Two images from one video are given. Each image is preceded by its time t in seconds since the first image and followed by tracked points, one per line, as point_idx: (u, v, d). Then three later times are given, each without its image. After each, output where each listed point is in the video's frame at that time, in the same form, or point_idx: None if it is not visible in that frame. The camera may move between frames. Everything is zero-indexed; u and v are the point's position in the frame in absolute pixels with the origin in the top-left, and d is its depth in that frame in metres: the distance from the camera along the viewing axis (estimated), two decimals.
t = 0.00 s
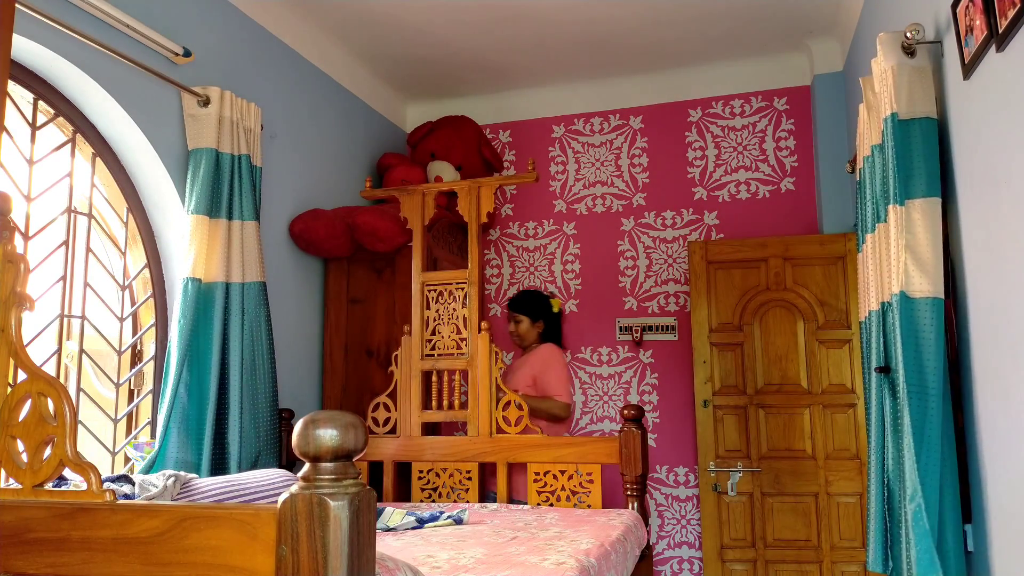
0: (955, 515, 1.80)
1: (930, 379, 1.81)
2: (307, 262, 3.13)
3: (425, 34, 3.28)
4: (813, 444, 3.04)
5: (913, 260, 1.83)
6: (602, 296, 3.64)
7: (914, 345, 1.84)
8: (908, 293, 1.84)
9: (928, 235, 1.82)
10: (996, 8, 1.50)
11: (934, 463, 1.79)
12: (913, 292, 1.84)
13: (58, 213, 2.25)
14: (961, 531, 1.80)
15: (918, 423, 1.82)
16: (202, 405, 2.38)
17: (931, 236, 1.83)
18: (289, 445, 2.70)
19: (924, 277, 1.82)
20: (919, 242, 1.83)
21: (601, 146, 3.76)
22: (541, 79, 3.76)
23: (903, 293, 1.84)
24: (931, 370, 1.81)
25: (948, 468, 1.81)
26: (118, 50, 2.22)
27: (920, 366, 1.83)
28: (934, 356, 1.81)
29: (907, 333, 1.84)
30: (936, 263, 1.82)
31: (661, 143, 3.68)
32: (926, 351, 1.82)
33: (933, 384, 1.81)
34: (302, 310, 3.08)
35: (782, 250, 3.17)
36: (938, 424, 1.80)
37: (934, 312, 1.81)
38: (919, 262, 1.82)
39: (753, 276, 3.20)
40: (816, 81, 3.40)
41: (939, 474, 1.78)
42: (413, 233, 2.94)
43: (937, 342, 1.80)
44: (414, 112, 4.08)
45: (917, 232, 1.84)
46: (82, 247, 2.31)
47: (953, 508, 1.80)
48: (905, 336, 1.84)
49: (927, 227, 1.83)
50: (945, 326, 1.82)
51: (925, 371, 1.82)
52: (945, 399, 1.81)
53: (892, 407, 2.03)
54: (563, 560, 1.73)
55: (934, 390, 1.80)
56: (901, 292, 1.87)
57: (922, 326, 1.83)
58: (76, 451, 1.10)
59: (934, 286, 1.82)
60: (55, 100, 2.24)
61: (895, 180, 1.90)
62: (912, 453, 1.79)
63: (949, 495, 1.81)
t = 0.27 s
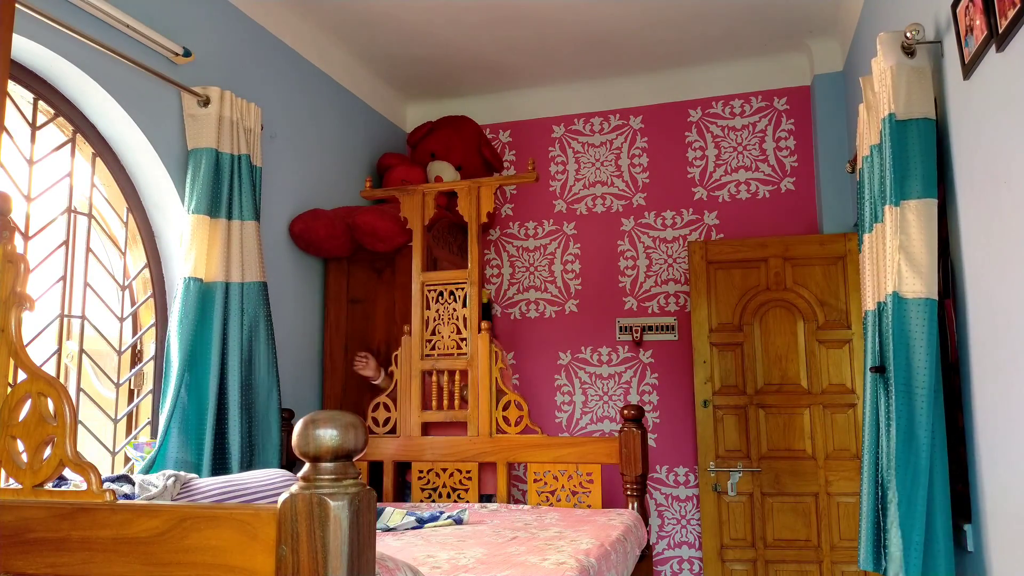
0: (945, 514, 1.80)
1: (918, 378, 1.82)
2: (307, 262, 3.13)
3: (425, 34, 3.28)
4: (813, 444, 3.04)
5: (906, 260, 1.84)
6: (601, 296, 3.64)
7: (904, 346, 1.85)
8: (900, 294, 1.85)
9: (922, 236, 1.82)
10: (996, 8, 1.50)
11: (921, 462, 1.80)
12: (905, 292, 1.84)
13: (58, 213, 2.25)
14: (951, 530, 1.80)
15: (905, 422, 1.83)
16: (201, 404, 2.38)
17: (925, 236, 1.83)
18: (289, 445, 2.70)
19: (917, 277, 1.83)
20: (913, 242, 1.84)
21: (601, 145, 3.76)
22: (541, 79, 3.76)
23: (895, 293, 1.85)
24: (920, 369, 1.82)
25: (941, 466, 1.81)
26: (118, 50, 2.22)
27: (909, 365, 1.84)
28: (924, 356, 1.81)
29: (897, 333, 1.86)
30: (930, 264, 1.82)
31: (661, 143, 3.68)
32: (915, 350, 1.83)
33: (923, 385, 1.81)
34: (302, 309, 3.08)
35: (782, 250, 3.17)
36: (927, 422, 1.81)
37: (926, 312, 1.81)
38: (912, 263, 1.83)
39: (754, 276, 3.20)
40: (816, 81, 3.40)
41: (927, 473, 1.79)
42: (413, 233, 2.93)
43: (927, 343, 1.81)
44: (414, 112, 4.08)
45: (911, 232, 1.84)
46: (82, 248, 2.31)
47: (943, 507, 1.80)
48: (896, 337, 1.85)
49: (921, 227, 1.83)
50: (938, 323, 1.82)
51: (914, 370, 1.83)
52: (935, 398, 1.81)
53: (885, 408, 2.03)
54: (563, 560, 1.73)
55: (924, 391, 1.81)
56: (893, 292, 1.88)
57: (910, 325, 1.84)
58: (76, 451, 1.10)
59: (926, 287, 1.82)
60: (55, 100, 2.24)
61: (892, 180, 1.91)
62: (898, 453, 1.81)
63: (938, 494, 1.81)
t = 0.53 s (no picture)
0: (940, 514, 1.80)
1: (909, 378, 1.82)
2: (307, 262, 3.13)
3: (425, 34, 3.28)
4: (813, 444, 3.04)
5: (900, 261, 1.85)
6: (601, 296, 3.64)
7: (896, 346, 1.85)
8: (893, 293, 1.85)
9: (916, 235, 1.83)
10: (996, 8, 1.50)
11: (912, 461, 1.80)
12: (898, 292, 1.84)
13: (58, 213, 2.25)
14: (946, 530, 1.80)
15: (896, 422, 1.84)
16: (201, 404, 2.38)
17: (920, 235, 1.83)
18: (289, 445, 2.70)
19: (911, 277, 1.83)
20: (908, 243, 1.84)
21: (601, 146, 3.76)
22: (541, 79, 3.76)
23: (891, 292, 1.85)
24: (912, 369, 1.82)
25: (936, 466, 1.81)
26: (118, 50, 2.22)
27: (902, 364, 1.85)
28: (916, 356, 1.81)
29: (890, 333, 1.86)
30: (925, 264, 1.82)
31: (661, 143, 3.68)
32: (906, 350, 1.83)
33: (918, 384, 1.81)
34: (302, 309, 3.08)
35: (782, 250, 3.17)
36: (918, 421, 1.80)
37: (920, 311, 1.81)
38: (906, 263, 1.83)
39: (754, 276, 3.20)
40: (816, 81, 3.40)
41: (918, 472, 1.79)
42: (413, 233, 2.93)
43: (920, 343, 1.81)
44: (414, 111, 4.08)
45: (906, 231, 1.85)
46: (82, 248, 2.31)
47: (937, 506, 1.80)
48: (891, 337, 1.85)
49: (917, 227, 1.83)
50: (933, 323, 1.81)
51: (906, 370, 1.83)
52: (928, 397, 1.81)
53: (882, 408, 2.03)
54: (563, 560, 1.73)
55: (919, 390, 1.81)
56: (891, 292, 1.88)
57: (903, 324, 1.84)
58: (76, 451, 1.10)
59: (921, 287, 1.82)
60: (55, 100, 2.24)
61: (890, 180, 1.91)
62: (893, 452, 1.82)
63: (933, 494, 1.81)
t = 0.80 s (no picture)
0: (948, 514, 1.80)
1: (922, 378, 1.81)
2: (307, 262, 3.13)
3: (425, 34, 3.28)
4: (813, 444, 3.04)
5: (908, 259, 1.83)
6: (601, 296, 3.64)
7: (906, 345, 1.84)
8: (903, 293, 1.84)
9: (923, 234, 1.82)
10: (996, 8, 1.50)
11: (927, 462, 1.79)
12: (908, 291, 1.83)
13: (58, 213, 2.25)
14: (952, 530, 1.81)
15: (909, 422, 1.82)
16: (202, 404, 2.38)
17: (926, 235, 1.83)
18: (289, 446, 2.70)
19: (919, 275, 1.82)
20: (916, 241, 1.83)
21: (601, 145, 3.76)
22: (541, 79, 3.76)
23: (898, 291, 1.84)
24: (924, 370, 1.81)
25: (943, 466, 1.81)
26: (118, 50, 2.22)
27: (913, 365, 1.83)
28: (927, 357, 1.81)
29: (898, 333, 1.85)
30: (933, 262, 1.81)
31: (661, 143, 3.68)
32: (919, 350, 1.82)
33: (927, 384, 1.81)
34: (301, 309, 3.08)
35: (782, 250, 3.17)
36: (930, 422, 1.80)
37: (930, 310, 1.80)
38: (911, 262, 1.83)
39: (754, 275, 3.20)
40: (816, 81, 3.40)
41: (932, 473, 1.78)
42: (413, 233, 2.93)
43: (931, 342, 1.80)
44: (414, 111, 4.08)
45: (913, 231, 1.84)
46: (82, 248, 2.31)
47: (946, 507, 1.81)
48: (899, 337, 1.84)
49: (923, 225, 1.83)
50: (941, 324, 1.80)
51: (918, 370, 1.82)
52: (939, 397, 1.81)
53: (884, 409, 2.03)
54: (563, 560, 1.73)
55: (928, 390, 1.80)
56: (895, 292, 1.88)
57: (915, 324, 1.83)
58: (76, 451, 1.10)
59: (931, 286, 1.81)
60: (55, 100, 2.24)
61: (892, 181, 1.91)
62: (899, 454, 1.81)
63: (941, 494, 1.81)
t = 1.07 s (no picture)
0: (956, 515, 1.80)
1: (925, 377, 1.81)
2: (307, 262, 3.13)
3: (425, 34, 3.28)
4: (813, 444, 3.04)
5: (911, 260, 1.83)
6: (601, 296, 3.64)
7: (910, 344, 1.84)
8: (906, 294, 1.84)
9: (926, 235, 1.82)
10: (996, 8, 1.50)
11: (931, 462, 1.79)
12: (911, 292, 1.84)
13: (58, 213, 2.26)
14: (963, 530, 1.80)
15: (913, 423, 1.82)
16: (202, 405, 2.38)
17: (930, 236, 1.83)
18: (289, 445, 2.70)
19: (923, 276, 1.82)
20: (918, 242, 1.83)
21: (601, 146, 3.76)
22: (541, 79, 3.76)
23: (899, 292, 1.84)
24: (926, 369, 1.81)
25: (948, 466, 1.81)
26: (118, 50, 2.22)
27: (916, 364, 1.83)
28: (930, 357, 1.81)
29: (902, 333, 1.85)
30: (936, 262, 1.81)
31: (661, 143, 3.68)
32: (921, 351, 1.82)
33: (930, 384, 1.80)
34: (302, 309, 3.08)
35: (782, 250, 3.17)
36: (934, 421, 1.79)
37: (932, 311, 1.80)
38: (912, 263, 1.83)
39: (754, 276, 3.20)
40: (816, 81, 3.40)
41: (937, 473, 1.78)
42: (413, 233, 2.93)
43: (933, 342, 1.80)
44: (414, 111, 4.08)
45: (916, 232, 1.84)
46: (82, 248, 2.31)
47: (954, 507, 1.80)
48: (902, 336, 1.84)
49: (926, 225, 1.84)
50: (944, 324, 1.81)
51: (920, 370, 1.82)
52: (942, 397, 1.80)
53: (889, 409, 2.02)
54: (563, 560, 1.73)
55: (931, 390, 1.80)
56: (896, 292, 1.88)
57: (917, 324, 1.83)
58: (75, 451, 1.10)
59: (935, 285, 1.82)
60: (55, 100, 2.24)
61: (892, 181, 1.91)
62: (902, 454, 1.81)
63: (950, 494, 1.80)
